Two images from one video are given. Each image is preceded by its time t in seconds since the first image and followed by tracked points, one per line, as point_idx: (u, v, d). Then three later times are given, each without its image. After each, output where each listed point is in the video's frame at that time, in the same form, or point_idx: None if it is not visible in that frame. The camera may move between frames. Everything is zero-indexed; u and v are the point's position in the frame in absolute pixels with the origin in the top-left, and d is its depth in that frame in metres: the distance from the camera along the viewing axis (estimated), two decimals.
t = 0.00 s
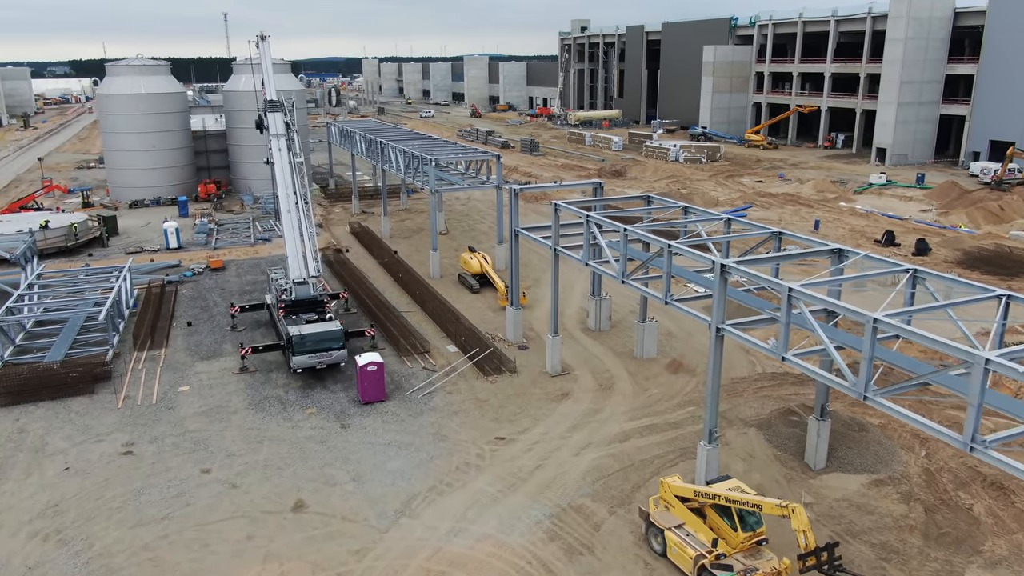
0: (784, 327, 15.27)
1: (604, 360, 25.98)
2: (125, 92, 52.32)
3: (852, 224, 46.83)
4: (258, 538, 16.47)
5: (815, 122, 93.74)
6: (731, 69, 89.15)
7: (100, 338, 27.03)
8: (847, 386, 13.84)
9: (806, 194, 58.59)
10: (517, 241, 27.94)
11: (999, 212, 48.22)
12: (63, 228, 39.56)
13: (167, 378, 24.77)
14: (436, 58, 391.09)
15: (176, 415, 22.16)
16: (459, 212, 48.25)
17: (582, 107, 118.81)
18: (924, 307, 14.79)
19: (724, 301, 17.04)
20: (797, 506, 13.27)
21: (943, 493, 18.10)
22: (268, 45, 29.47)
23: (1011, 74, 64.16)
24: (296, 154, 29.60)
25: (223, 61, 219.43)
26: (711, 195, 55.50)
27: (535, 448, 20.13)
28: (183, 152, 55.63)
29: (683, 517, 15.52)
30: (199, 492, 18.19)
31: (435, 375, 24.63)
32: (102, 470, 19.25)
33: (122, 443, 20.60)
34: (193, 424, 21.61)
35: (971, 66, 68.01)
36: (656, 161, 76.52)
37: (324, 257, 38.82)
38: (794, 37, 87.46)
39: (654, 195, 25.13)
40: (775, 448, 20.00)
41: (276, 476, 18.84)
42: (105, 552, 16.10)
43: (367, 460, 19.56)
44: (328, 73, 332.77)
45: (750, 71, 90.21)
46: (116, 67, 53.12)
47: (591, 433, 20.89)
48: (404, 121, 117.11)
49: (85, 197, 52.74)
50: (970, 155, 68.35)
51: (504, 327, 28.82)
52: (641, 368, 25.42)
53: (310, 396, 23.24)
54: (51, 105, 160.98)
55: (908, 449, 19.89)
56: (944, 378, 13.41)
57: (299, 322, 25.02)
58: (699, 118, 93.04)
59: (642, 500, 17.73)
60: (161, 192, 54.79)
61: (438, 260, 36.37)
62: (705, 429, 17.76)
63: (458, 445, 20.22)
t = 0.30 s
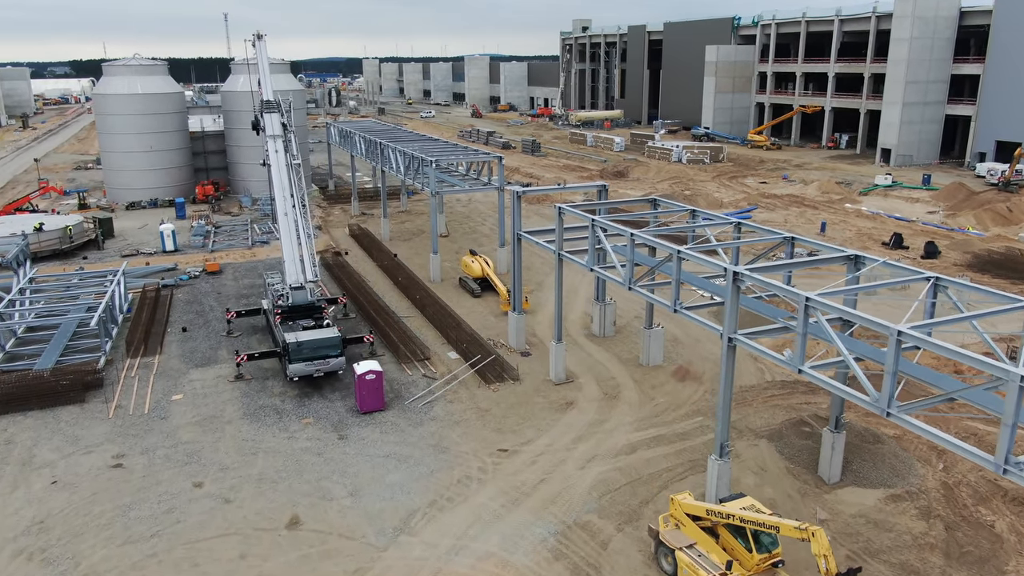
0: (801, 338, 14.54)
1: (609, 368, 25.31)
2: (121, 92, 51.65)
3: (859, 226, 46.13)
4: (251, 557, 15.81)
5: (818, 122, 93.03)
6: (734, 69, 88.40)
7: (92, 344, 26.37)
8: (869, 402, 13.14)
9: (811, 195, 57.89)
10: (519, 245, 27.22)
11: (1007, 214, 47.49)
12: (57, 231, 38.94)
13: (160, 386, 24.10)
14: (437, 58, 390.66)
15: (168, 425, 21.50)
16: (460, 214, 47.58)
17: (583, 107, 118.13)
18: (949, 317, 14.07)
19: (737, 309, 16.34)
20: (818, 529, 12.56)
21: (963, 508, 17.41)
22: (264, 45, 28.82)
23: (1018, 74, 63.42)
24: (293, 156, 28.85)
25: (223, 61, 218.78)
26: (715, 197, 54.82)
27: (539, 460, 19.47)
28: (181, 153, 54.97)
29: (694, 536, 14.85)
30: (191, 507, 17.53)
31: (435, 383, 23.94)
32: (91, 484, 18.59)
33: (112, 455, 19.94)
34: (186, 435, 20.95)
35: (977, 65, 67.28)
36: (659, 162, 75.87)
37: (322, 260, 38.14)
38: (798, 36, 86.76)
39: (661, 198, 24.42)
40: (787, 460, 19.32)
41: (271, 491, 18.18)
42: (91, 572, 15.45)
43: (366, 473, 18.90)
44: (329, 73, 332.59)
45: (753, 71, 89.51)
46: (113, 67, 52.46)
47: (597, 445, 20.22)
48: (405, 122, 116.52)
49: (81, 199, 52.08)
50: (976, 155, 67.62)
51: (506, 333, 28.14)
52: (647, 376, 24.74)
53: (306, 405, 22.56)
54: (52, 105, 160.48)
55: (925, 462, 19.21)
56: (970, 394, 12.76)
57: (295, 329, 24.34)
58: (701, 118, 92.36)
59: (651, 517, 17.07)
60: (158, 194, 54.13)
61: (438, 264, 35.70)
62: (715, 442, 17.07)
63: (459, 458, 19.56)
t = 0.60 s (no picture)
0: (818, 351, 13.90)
1: (614, 376, 24.65)
2: (117, 93, 51.04)
3: (865, 229, 45.47)
4: None
5: (822, 123, 92.37)
6: (737, 69, 87.69)
7: (84, 351, 25.74)
8: (891, 420, 12.53)
9: (815, 197, 57.25)
10: (521, 250, 26.53)
11: (1015, 216, 46.81)
12: (52, 234, 38.30)
13: (153, 395, 23.44)
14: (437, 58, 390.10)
15: (160, 437, 20.85)
16: (460, 217, 46.98)
17: (584, 108, 117.54)
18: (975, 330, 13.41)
19: (749, 319, 15.69)
20: (839, 555, 11.91)
21: (983, 526, 16.75)
22: (261, 45, 28.16)
23: None
24: (290, 158, 28.18)
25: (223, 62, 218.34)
26: (719, 198, 54.17)
27: (543, 474, 18.82)
28: (178, 155, 54.33)
29: (705, 557, 14.18)
30: (181, 525, 16.89)
31: (435, 392, 23.27)
32: (78, 500, 17.93)
33: (101, 468, 19.27)
34: (178, 447, 20.29)
35: (983, 65, 66.58)
36: (661, 163, 75.22)
37: (320, 263, 37.49)
38: (801, 36, 86.09)
39: (667, 202, 23.77)
40: (800, 474, 18.66)
41: (265, 507, 17.53)
42: None
43: (363, 488, 18.24)
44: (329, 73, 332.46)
45: (756, 71, 88.84)
46: (109, 67, 51.85)
47: (603, 458, 19.56)
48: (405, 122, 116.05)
49: (77, 201, 51.46)
50: (982, 157, 66.94)
51: (508, 339, 27.48)
52: (653, 384, 24.09)
53: (303, 416, 21.91)
54: (51, 106, 160.08)
55: (942, 476, 18.55)
56: (999, 413, 12.14)
57: (292, 336, 23.69)
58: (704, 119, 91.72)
59: (659, 535, 16.42)
60: (155, 196, 53.51)
61: (439, 267, 35.07)
62: (726, 457, 16.41)
63: (460, 472, 18.90)
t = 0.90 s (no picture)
0: (836, 365, 13.24)
1: (618, 384, 24.00)
2: (113, 93, 50.40)
3: (872, 231, 44.84)
4: None
5: (825, 123, 91.70)
6: (739, 69, 86.99)
7: (75, 359, 25.11)
8: (915, 440, 11.88)
9: (820, 198, 56.62)
10: (523, 254, 25.85)
11: None
12: (45, 237, 37.69)
13: (145, 405, 22.80)
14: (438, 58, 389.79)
15: (151, 449, 20.21)
16: (461, 219, 46.37)
17: (585, 108, 116.87)
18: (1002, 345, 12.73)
19: (762, 330, 15.02)
20: None
21: (1004, 544, 16.10)
22: (256, 44, 27.50)
23: None
24: (286, 161, 27.50)
25: (223, 62, 217.76)
26: (722, 200, 53.55)
27: (546, 489, 18.18)
28: (175, 156, 53.71)
29: None
30: (170, 543, 16.26)
31: (435, 402, 22.63)
32: (64, 516, 17.31)
33: (89, 482, 18.65)
34: (169, 460, 19.66)
35: (988, 66, 65.88)
36: (663, 163, 74.56)
37: (318, 267, 36.87)
38: (804, 36, 85.37)
39: (673, 205, 23.07)
40: (812, 489, 18.03)
41: (258, 524, 16.90)
42: None
43: (360, 504, 17.59)
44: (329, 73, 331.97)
45: (758, 71, 88.13)
46: (105, 67, 51.19)
47: (608, 471, 18.92)
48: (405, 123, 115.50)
49: (72, 203, 50.83)
50: (987, 157, 66.28)
51: (510, 346, 26.84)
52: (659, 393, 23.45)
53: (298, 426, 21.27)
54: (50, 106, 159.53)
55: (959, 491, 17.91)
56: None
57: (287, 344, 23.04)
58: (706, 119, 91.06)
59: (667, 554, 15.78)
60: (151, 197, 52.90)
61: (439, 271, 34.42)
62: (738, 474, 15.75)
63: (461, 486, 18.27)
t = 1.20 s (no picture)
0: (854, 381, 12.61)
1: (623, 393, 23.37)
2: (110, 94, 49.82)
3: (878, 234, 44.22)
4: None
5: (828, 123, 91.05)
6: (741, 69, 86.37)
7: (65, 366, 24.49)
8: (940, 461, 11.30)
9: (824, 200, 56.01)
10: (525, 259, 25.22)
11: None
12: (39, 239, 37.10)
13: (136, 415, 22.17)
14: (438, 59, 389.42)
15: (141, 461, 19.58)
16: (461, 221, 45.77)
17: (586, 108, 116.27)
18: None
19: (775, 342, 14.34)
20: None
21: None
22: (252, 44, 26.88)
23: None
24: (282, 163, 26.86)
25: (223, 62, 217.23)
26: (726, 202, 52.94)
27: (549, 504, 17.54)
28: (172, 157, 53.09)
29: None
30: (159, 562, 15.64)
31: (435, 412, 22.00)
32: (49, 533, 16.68)
33: (76, 497, 18.02)
34: (159, 473, 19.03)
35: (994, 66, 65.24)
36: (665, 164, 73.90)
37: (316, 271, 36.24)
38: (807, 36, 84.74)
39: (680, 210, 22.43)
40: (824, 504, 17.40)
41: (249, 542, 16.27)
42: None
43: (356, 520, 16.97)
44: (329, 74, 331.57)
45: (761, 71, 87.51)
46: (102, 67, 50.55)
47: (613, 486, 18.29)
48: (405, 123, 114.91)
49: (68, 204, 50.22)
50: (993, 159, 65.63)
51: (511, 353, 26.21)
52: (664, 403, 22.82)
53: (293, 437, 20.64)
54: (50, 106, 158.87)
55: (977, 506, 17.27)
56: None
57: (282, 352, 22.43)
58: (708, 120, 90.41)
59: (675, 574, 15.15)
60: (148, 199, 52.28)
61: (438, 275, 33.79)
62: (748, 491, 15.11)
63: (460, 501, 17.64)
